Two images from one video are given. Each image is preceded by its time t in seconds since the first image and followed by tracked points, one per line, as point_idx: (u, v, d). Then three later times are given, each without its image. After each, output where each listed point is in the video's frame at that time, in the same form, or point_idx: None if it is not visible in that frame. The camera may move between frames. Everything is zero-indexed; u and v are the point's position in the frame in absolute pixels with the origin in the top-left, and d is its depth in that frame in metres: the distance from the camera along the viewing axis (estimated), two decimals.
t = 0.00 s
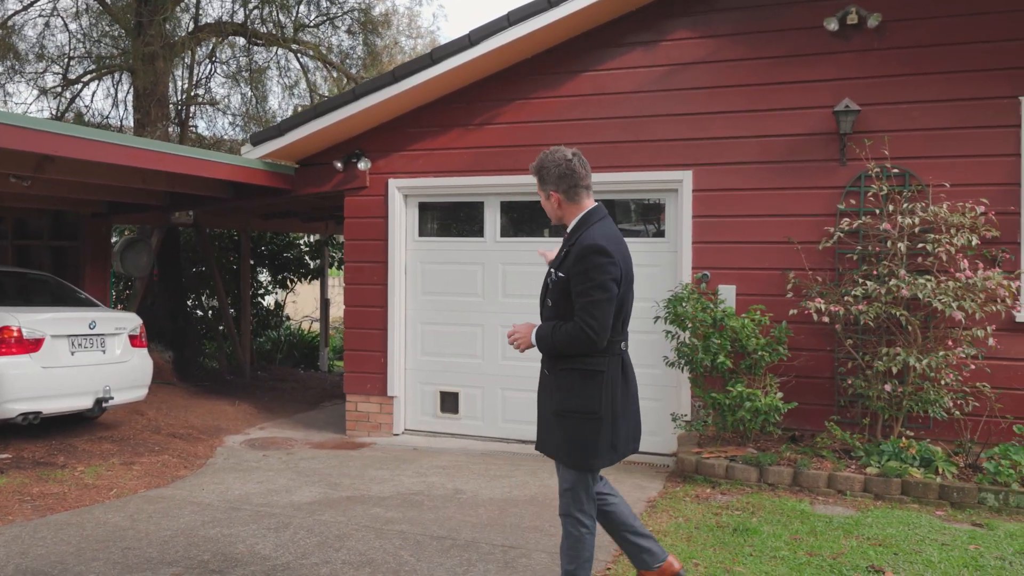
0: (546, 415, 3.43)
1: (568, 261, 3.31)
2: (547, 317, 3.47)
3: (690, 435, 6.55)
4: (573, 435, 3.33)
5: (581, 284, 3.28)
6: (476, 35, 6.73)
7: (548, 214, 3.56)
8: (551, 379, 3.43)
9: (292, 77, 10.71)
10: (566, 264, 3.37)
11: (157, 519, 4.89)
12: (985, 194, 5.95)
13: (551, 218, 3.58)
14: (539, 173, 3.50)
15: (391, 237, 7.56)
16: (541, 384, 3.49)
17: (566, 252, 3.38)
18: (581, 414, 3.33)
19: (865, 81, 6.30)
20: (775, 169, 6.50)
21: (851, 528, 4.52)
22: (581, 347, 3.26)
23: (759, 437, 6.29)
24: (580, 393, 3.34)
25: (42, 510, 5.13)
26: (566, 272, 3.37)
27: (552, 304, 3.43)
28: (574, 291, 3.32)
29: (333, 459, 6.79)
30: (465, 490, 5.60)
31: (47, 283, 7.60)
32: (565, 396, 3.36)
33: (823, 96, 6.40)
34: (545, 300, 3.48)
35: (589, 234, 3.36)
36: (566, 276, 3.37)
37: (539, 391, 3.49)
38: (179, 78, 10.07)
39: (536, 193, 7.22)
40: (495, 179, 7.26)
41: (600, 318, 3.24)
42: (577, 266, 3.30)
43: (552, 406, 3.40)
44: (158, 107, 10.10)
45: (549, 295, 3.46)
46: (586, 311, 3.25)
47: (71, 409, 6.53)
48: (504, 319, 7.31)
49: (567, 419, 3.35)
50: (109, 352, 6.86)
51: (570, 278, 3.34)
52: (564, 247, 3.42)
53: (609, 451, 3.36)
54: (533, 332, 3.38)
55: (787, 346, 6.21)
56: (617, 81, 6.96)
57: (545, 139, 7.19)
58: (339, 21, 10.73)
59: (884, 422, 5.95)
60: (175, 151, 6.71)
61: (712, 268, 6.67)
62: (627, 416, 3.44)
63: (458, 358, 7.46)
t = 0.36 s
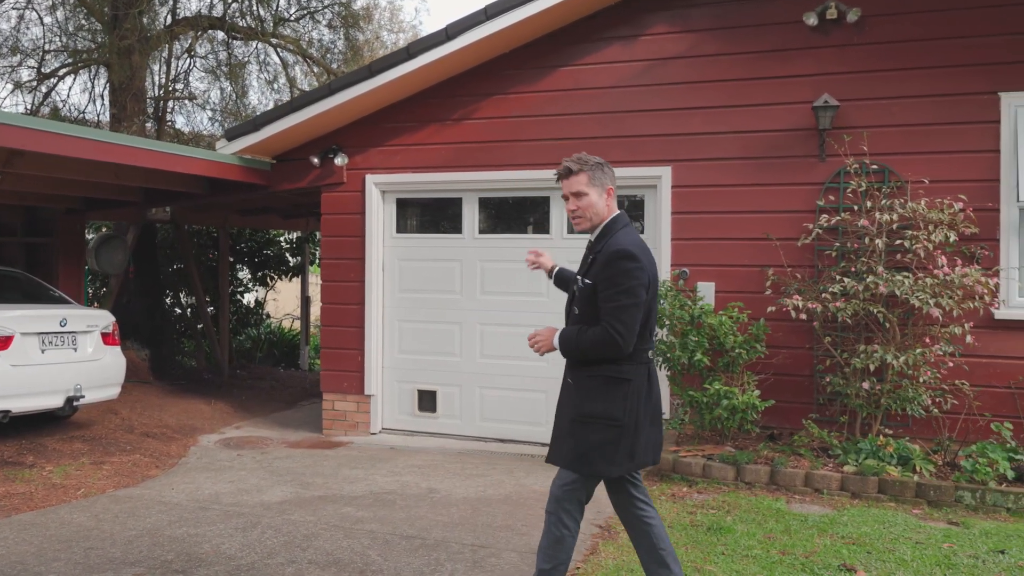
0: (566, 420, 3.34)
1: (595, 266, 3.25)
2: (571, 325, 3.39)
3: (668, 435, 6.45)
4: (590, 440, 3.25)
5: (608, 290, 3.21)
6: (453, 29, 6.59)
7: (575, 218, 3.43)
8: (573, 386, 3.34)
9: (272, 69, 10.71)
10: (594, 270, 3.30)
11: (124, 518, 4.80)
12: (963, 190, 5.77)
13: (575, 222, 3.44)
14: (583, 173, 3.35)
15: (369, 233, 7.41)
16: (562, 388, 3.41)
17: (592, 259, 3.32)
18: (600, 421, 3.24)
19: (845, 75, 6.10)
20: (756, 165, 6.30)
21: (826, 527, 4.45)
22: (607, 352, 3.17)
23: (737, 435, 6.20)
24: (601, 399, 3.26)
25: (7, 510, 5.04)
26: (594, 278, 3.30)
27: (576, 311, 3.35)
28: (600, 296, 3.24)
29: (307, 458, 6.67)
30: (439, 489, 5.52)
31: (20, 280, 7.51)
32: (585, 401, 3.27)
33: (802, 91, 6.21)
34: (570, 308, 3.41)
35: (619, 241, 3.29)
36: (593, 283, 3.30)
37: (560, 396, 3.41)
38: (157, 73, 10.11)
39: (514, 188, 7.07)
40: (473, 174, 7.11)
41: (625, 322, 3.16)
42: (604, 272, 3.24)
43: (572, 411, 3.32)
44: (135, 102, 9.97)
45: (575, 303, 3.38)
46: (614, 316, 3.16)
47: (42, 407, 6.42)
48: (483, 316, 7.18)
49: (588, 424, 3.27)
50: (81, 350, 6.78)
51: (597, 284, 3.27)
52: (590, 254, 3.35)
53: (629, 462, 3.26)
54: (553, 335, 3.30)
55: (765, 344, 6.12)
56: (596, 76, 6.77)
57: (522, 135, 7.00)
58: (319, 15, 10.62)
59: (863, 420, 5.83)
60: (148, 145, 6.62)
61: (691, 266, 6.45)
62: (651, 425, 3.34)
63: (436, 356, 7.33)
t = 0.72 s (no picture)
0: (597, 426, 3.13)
1: (651, 265, 3.10)
2: (611, 326, 3.20)
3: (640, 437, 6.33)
4: (631, 442, 3.07)
5: (666, 289, 3.08)
6: (425, 24, 6.41)
7: (613, 217, 3.20)
8: (607, 389, 3.15)
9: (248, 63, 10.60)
10: (643, 269, 3.15)
11: (82, 522, 4.71)
12: (934, 189, 5.61)
13: (611, 222, 3.21)
14: (630, 170, 3.16)
15: (341, 231, 7.29)
16: (586, 393, 3.20)
17: (639, 258, 3.16)
18: (640, 421, 3.10)
19: (821, 74, 5.93)
20: (731, 163, 6.11)
21: (794, 528, 4.39)
22: (671, 352, 3.05)
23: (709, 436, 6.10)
24: (640, 399, 3.11)
25: None
26: (644, 277, 3.15)
27: (622, 312, 3.17)
28: (656, 296, 3.11)
29: (276, 460, 6.57)
30: (407, 491, 5.46)
31: None
32: (624, 403, 3.09)
33: (776, 89, 6.03)
34: (608, 309, 3.21)
35: (664, 240, 3.19)
36: (643, 282, 3.15)
37: (584, 402, 3.19)
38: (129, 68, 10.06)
39: (487, 186, 6.91)
40: (445, 171, 6.98)
41: (686, 322, 3.07)
42: (659, 271, 3.11)
43: (606, 416, 3.12)
44: (106, 98, 9.79)
45: (615, 304, 3.20)
46: (677, 316, 3.05)
47: (5, 409, 6.30)
48: (456, 315, 7.06)
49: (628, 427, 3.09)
50: (46, 351, 6.67)
51: (651, 284, 3.12)
52: (632, 254, 3.18)
53: (657, 460, 3.17)
54: (603, 338, 3.09)
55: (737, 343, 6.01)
56: (570, 72, 6.60)
57: (494, 132, 6.83)
58: (296, 10, 10.63)
59: (836, 421, 5.70)
60: (113, 142, 6.47)
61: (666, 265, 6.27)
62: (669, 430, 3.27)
63: (409, 356, 7.22)
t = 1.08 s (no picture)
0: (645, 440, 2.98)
1: (688, 260, 3.04)
2: (645, 325, 3.05)
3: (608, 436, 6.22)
4: (688, 449, 2.98)
5: (702, 284, 3.05)
6: (390, 19, 6.26)
7: (635, 213, 3.10)
8: (647, 396, 3.00)
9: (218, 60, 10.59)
10: (676, 265, 3.07)
11: (28, 527, 4.63)
12: (895, 186, 5.58)
13: (632, 218, 3.11)
14: (657, 166, 3.07)
15: (306, 229, 7.14)
16: (621, 407, 3.01)
17: (669, 253, 3.09)
18: (687, 427, 3.01)
19: (788, 71, 5.84)
20: (697, 160, 6.01)
21: (752, 525, 4.35)
22: (715, 348, 3.01)
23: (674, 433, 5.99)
24: (684, 404, 3.02)
25: None
26: (677, 272, 3.07)
27: (659, 309, 3.05)
28: (693, 292, 3.05)
29: (237, 462, 6.47)
30: (367, 493, 5.42)
31: None
32: (673, 410, 2.97)
33: (740, 86, 5.95)
34: (642, 308, 3.06)
35: (684, 237, 3.16)
36: (677, 279, 3.06)
37: (621, 416, 3.01)
38: (93, 60, 10.00)
39: (452, 183, 6.77)
40: (409, 168, 6.81)
41: (720, 318, 3.07)
42: (693, 266, 3.07)
43: (655, 426, 2.98)
44: (68, 92, 9.65)
45: (648, 301, 3.06)
46: (716, 312, 3.03)
47: None
48: (423, 314, 6.92)
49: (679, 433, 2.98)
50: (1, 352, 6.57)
51: (686, 279, 3.06)
52: (660, 251, 3.09)
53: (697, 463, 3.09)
54: (651, 337, 2.94)
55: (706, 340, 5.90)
56: (536, 68, 6.48)
57: (459, 129, 6.70)
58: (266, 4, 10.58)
59: (799, 417, 5.68)
60: (70, 136, 6.35)
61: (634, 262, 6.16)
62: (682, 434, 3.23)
63: (375, 355, 7.09)
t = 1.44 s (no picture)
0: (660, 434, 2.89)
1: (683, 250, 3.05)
2: (655, 320, 2.98)
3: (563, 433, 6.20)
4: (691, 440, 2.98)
5: (691, 274, 3.10)
6: (343, 13, 6.17)
7: (617, 208, 2.99)
8: (660, 390, 2.92)
9: (173, 49, 10.51)
10: (671, 256, 3.06)
11: None
12: (843, 185, 5.64)
13: (615, 213, 2.99)
14: (640, 158, 2.96)
15: (259, 227, 7.03)
16: (639, 404, 2.88)
17: (662, 243, 3.06)
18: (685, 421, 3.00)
19: (740, 68, 5.87)
20: (650, 157, 6.02)
21: (699, 522, 4.33)
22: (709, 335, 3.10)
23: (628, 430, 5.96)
24: (686, 396, 3.00)
25: None
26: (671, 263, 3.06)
27: (665, 302, 3.01)
28: (687, 282, 3.08)
29: (187, 464, 6.38)
30: (316, 494, 5.38)
31: None
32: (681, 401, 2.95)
33: (693, 85, 5.96)
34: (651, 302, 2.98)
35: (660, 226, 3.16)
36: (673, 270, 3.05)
37: (639, 413, 2.88)
38: (44, 53, 9.85)
39: (407, 180, 6.73)
40: (364, 165, 6.76)
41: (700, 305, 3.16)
42: (683, 256, 3.09)
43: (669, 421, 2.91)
44: (19, 86, 9.44)
45: (656, 295, 2.99)
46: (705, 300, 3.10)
47: None
48: (379, 312, 6.86)
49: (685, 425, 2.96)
50: None
51: (680, 270, 3.07)
52: (653, 242, 3.04)
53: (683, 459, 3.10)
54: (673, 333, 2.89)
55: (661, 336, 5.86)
56: (491, 65, 6.45)
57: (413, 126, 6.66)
58: None
59: (752, 414, 5.67)
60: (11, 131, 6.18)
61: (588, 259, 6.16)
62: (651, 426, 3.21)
63: (330, 354, 7.01)
